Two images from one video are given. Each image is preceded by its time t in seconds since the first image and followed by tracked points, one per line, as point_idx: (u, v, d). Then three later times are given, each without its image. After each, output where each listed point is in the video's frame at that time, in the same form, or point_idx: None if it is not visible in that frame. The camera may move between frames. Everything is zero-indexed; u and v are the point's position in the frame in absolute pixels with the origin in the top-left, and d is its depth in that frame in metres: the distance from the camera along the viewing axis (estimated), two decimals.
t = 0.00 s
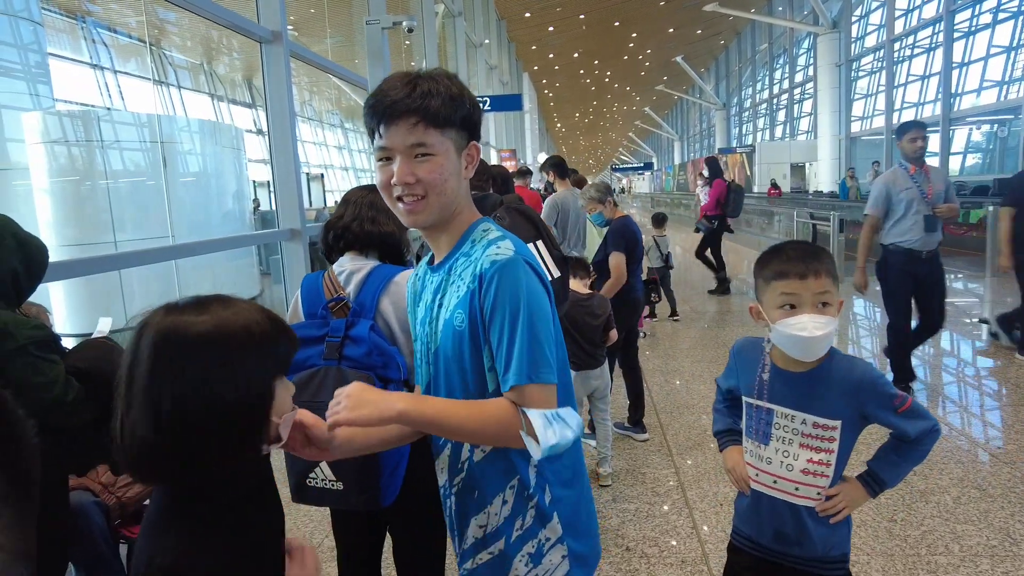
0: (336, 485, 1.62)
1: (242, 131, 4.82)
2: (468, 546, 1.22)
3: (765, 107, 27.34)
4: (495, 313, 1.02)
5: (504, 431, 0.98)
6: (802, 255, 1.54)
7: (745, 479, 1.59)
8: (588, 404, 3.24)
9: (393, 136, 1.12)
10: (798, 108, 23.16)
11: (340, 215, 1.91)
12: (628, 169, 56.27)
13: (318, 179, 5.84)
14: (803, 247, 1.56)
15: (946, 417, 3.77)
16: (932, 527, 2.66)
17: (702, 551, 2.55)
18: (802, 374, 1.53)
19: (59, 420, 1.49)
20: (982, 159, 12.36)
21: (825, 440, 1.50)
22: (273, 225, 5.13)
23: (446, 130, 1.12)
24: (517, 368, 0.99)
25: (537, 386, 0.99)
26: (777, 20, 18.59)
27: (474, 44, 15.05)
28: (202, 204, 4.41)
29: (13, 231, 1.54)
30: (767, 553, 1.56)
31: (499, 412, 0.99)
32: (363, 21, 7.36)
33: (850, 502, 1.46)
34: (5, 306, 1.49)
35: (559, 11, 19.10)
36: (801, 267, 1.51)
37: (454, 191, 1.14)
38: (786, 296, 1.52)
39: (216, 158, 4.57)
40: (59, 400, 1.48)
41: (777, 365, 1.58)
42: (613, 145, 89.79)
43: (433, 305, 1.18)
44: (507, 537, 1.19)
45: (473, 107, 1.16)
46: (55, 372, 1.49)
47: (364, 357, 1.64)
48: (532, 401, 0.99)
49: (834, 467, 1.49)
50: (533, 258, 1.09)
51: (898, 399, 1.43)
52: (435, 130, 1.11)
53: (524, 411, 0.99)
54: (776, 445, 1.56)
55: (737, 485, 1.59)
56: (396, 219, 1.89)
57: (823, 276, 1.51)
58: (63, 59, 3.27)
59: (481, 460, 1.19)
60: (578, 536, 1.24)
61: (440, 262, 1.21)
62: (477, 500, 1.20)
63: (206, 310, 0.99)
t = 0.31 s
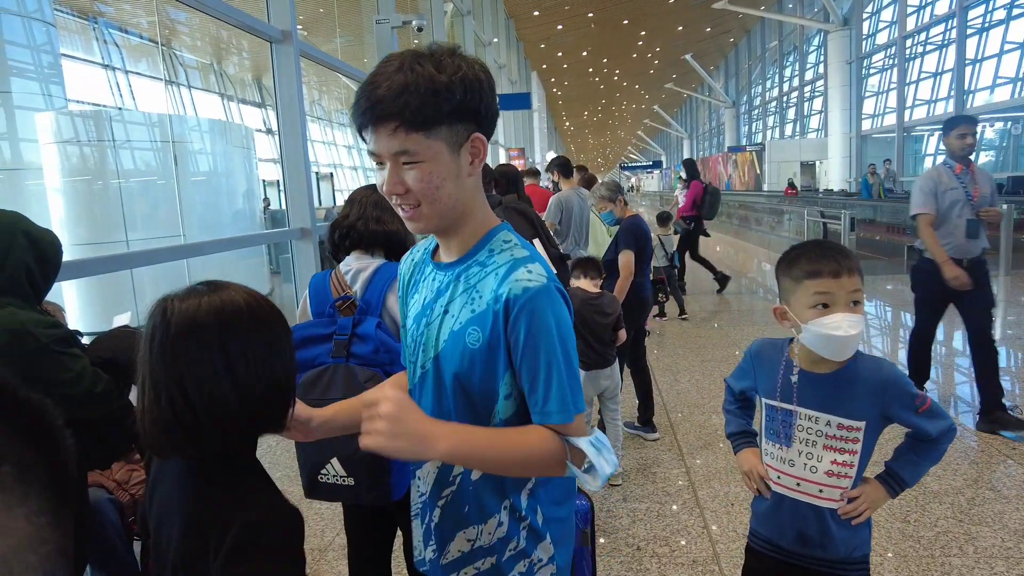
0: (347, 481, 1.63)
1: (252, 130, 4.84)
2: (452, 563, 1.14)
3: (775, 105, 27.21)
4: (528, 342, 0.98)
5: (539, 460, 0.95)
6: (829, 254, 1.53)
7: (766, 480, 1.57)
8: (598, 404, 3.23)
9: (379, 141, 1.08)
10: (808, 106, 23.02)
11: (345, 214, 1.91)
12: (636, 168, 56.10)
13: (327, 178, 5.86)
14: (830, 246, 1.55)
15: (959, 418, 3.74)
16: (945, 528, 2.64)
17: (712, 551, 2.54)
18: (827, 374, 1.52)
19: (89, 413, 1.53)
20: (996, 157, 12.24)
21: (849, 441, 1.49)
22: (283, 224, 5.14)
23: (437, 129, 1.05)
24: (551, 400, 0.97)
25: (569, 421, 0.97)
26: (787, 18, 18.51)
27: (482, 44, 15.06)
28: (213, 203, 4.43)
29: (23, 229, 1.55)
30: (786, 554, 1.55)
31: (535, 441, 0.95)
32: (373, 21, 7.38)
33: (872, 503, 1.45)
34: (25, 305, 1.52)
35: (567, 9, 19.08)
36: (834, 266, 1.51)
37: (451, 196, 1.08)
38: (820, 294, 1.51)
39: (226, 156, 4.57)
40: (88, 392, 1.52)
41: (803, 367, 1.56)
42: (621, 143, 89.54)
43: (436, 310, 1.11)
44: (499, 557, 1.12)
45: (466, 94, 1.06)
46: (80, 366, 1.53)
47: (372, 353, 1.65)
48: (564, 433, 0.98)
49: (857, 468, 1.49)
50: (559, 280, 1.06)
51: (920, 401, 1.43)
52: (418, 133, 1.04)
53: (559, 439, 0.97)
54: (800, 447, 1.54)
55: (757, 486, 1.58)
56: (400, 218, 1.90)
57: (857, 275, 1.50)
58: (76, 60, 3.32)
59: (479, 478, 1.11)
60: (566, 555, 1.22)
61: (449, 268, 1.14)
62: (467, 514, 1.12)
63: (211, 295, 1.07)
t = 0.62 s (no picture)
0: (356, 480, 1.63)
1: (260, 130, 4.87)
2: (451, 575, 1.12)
3: (783, 104, 27.09)
4: (515, 364, 0.91)
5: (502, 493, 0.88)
6: (842, 254, 1.52)
7: (778, 479, 1.57)
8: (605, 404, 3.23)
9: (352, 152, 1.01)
10: (816, 105, 22.92)
11: (348, 215, 1.91)
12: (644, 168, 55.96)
13: (334, 178, 5.87)
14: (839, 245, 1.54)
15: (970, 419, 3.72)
16: (955, 530, 2.63)
17: (720, 552, 2.53)
18: (839, 375, 1.52)
19: (101, 412, 1.56)
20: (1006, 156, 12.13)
21: (862, 441, 1.48)
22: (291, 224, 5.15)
23: (400, 135, 0.96)
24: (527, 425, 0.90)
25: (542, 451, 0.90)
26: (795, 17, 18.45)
27: (489, 43, 15.06)
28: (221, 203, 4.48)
29: (32, 228, 1.55)
30: (795, 553, 1.54)
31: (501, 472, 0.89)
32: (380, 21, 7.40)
33: (883, 504, 1.44)
34: (37, 304, 1.54)
35: (574, 8, 19.06)
36: (854, 267, 1.50)
37: (425, 206, 1.00)
38: (837, 293, 1.50)
39: (234, 156, 4.62)
40: (101, 391, 1.55)
41: (818, 368, 1.55)
42: (627, 142, 89.36)
43: (433, 318, 1.05)
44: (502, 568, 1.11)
45: (427, 95, 0.95)
46: (93, 365, 1.56)
47: (379, 354, 1.65)
48: (531, 464, 0.90)
49: (870, 469, 1.48)
50: (554, 292, 0.99)
51: (936, 404, 1.42)
52: (379, 140, 0.97)
53: (526, 472, 0.90)
54: (812, 447, 1.54)
55: (767, 484, 1.57)
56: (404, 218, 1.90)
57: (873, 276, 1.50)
58: (86, 61, 3.34)
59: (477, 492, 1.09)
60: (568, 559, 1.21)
61: (447, 275, 1.09)
62: (470, 523, 1.10)
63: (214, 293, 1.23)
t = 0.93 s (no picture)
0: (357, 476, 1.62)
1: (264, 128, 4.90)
2: None
3: (788, 103, 27.03)
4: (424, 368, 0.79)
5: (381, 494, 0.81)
6: (837, 252, 1.50)
7: (777, 478, 1.57)
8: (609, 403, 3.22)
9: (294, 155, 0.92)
10: (821, 104, 22.86)
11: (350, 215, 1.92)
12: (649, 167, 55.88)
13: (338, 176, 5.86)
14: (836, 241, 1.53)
15: (975, 418, 3.70)
16: (959, 529, 2.62)
17: (722, 551, 2.53)
18: (837, 374, 1.51)
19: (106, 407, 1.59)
20: (1012, 155, 12.08)
21: (859, 441, 1.48)
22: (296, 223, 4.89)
23: (329, 133, 0.86)
24: (416, 429, 0.79)
25: (430, 457, 0.78)
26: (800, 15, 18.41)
27: (493, 42, 15.07)
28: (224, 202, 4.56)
29: (33, 228, 1.55)
30: (793, 551, 1.54)
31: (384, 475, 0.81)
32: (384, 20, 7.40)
33: (882, 505, 1.43)
34: (44, 301, 1.56)
35: (579, 7, 19.06)
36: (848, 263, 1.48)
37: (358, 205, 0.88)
38: (824, 292, 1.49)
39: (238, 154, 4.70)
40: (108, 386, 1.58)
41: (813, 366, 1.55)
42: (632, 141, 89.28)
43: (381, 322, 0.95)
44: None
45: (350, 96, 0.84)
46: (101, 359, 1.59)
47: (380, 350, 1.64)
48: (409, 472, 0.79)
49: (868, 469, 1.48)
50: (475, 285, 0.84)
51: (937, 404, 1.41)
52: (307, 138, 0.88)
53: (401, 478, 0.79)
54: (810, 446, 1.53)
55: (767, 483, 1.57)
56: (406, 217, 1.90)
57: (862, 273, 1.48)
58: (91, 60, 3.35)
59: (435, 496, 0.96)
60: None
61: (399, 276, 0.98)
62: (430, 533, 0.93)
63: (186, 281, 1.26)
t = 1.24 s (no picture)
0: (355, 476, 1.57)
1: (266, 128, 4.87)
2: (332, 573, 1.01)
3: (791, 101, 26.98)
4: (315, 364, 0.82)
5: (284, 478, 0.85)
6: (824, 250, 1.49)
7: (773, 478, 1.57)
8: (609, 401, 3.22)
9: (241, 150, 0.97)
10: (824, 102, 22.81)
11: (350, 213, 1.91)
12: (651, 166, 55.84)
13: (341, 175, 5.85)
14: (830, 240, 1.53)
15: (976, 417, 3.70)
16: (960, 529, 2.61)
17: (722, 549, 2.52)
18: (828, 373, 1.51)
19: (105, 407, 1.61)
20: (1016, 153, 12.04)
21: (852, 439, 1.47)
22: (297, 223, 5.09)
23: (266, 135, 0.90)
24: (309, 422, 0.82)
25: (326, 450, 0.81)
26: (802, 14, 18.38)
27: (494, 40, 15.07)
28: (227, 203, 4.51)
29: (31, 227, 1.55)
30: (790, 549, 1.54)
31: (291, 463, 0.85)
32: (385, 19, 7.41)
33: (878, 503, 1.43)
34: (43, 300, 1.57)
35: (581, 6, 19.05)
36: (834, 261, 1.48)
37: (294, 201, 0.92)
38: (807, 292, 1.49)
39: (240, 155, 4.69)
40: (110, 386, 1.60)
41: (805, 365, 1.55)
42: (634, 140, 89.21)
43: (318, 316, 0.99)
44: None
45: (280, 100, 0.87)
46: (101, 361, 1.61)
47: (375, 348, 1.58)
48: (312, 465, 0.82)
49: (862, 467, 1.47)
50: (396, 303, 0.87)
51: (930, 399, 1.40)
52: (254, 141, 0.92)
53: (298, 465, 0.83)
54: (803, 445, 1.53)
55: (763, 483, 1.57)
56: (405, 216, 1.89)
57: (845, 273, 1.46)
58: (93, 60, 3.36)
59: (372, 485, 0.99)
60: None
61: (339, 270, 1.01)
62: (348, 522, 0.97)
63: (213, 271, 1.20)
